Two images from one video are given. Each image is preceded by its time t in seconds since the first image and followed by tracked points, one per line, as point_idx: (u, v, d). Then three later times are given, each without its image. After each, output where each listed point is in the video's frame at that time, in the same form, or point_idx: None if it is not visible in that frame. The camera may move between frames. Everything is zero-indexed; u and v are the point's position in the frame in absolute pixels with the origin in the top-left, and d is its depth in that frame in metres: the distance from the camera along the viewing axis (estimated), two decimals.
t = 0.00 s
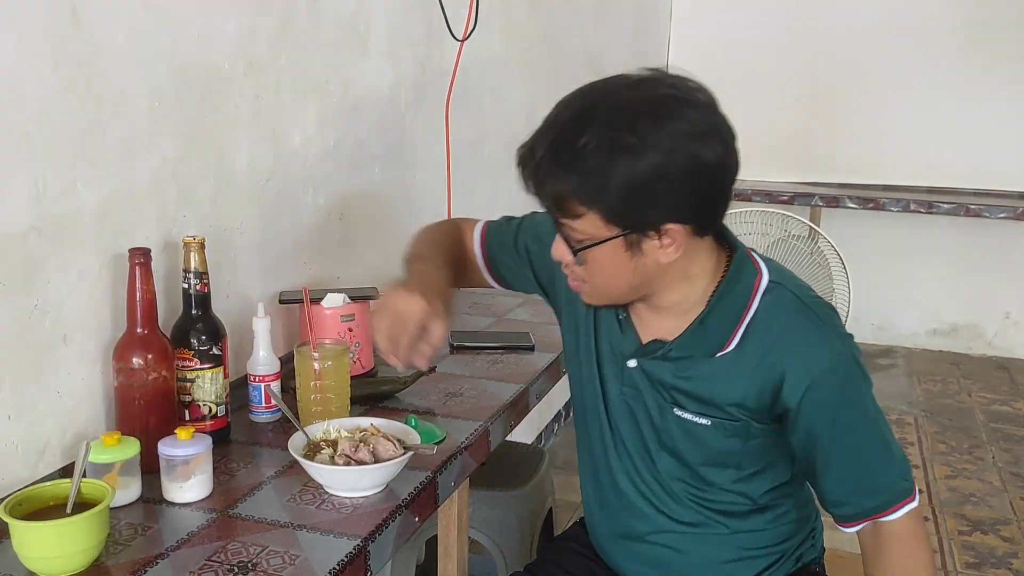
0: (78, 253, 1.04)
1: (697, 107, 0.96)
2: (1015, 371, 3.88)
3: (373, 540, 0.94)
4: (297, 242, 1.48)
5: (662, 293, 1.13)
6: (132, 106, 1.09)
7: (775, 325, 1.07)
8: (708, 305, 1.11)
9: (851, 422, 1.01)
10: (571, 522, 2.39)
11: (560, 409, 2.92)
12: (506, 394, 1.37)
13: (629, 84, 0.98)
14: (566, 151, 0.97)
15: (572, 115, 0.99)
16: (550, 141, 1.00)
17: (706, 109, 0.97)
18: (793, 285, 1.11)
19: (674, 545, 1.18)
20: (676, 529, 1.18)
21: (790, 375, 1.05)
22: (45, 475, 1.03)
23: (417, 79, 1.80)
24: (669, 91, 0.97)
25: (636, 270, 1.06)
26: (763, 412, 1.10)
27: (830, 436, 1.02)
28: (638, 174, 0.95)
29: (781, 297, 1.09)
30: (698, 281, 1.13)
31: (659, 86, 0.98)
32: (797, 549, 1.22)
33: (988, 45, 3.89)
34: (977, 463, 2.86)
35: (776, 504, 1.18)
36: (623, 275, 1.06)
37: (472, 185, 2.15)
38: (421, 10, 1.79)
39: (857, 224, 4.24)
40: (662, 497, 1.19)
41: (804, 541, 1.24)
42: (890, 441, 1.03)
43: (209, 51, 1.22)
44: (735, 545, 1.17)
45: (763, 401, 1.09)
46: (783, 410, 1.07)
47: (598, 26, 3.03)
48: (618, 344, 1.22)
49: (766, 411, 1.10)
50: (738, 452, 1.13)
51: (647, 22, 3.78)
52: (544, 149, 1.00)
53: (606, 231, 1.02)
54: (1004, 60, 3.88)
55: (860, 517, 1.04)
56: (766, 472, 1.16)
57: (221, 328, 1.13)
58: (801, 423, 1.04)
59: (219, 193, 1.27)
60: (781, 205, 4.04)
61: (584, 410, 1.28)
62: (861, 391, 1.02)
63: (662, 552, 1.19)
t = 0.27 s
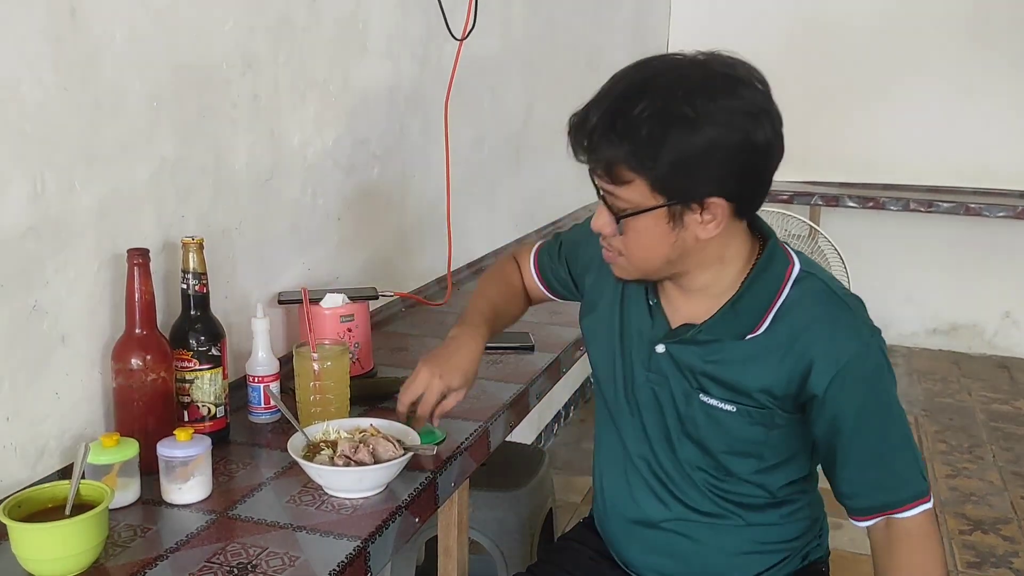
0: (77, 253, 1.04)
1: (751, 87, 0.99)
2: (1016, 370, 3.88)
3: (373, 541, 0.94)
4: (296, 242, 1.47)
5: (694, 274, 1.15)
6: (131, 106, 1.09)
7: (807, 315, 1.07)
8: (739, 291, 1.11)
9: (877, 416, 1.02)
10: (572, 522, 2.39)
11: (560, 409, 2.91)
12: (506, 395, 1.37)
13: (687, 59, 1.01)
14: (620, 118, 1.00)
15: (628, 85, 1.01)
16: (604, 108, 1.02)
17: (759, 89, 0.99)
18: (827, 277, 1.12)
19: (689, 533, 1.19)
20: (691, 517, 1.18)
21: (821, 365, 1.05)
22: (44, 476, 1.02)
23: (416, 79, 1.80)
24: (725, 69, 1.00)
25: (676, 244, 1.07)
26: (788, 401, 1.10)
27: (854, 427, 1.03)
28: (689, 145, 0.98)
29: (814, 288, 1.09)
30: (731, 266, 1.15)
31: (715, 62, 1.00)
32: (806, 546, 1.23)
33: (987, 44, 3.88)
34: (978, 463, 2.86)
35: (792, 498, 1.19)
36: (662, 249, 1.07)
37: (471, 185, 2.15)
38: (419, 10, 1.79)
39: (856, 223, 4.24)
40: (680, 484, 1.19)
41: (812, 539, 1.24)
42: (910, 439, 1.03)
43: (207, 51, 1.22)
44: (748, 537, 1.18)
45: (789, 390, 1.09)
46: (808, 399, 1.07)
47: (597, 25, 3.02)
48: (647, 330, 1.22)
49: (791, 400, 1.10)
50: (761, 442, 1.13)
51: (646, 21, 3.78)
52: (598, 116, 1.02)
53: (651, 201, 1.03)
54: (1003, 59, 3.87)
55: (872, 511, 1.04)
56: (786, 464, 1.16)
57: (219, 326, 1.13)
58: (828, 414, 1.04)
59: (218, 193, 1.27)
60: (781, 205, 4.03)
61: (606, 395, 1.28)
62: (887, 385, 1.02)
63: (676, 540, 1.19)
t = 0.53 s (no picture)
0: (76, 254, 1.03)
1: (771, 75, 1.02)
2: (1015, 369, 3.88)
3: (374, 542, 0.93)
4: (296, 243, 1.47)
5: (710, 265, 1.15)
6: (130, 107, 1.09)
7: (820, 307, 1.09)
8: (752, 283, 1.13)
9: (887, 405, 1.03)
10: (572, 522, 2.38)
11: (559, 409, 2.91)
12: (506, 395, 1.37)
13: (708, 49, 1.03)
14: (649, 105, 1.00)
15: (651, 74, 1.02)
16: (632, 96, 1.02)
17: (778, 77, 1.02)
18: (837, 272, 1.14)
19: (698, 526, 1.18)
20: (700, 510, 1.18)
21: (833, 355, 1.06)
22: (44, 478, 1.02)
23: (415, 79, 1.80)
24: (746, 58, 1.02)
25: (704, 230, 1.07)
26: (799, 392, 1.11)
27: (865, 416, 1.04)
28: (720, 128, 0.99)
29: (825, 281, 1.11)
30: (746, 257, 1.16)
31: (734, 52, 1.03)
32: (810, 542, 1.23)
33: (985, 43, 3.88)
34: (978, 462, 2.86)
35: (799, 492, 1.19)
36: (690, 236, 1.07)
37: (470, 185, 2.15)
38: (419, 10, 1.79)
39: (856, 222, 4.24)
40: (690, 477, 1.19)
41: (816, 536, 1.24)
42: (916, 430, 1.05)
43: (206, 51, 1.21)
44: (756, 531, 1.17)
45: (801, 380, 1.10)
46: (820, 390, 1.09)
47: (596, 25, 3.02)
48: (659, 322, 1.22)
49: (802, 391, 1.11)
50: (773, 434, 1.14)
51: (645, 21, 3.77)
52: (624, 105, 1.03)
53: (682, 185, 1.03)
54: (1002, 58, 3.87)
55: (879, 501, 1.05)
56: (795, 457, 1.16)
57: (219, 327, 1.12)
58: (840, 404, 1.06)
59: (217, 194, 1.26)
60: (780, 204, 4.03)
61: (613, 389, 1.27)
62: (896, 376, 1.04)
63: (685, 534, 1.19)
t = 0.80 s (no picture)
0: (75, 255, 1.03)
1: (773, 79, 1.02)
2: (1014, 368, 3.88)
3: (374, 543, 0.93)
4: (294, 243, 1.46)
5: (712, 268, 1.16)
6: (129, 107, 1.08)
7: (816, 308, 1.10)
8: (749, 285, 1.13)
9: (884, 404, 1.04)
10: (572, 523, 2.38)
11: (558, 409, 2.91)
12: (505, 395, 1.37)
13: (709, 55, 1.03)
14: (656, 117, 1.00)
15: (656, 82, 1.02)
16: (637, 107, 1.02)
17: (779, 81, 1.03)
18: (833, 273, 1.15)
19: (695, 525, 1.18)
20: (697, 510, 1.18)
21: (829, 355, 1.07)
22: (42, 480, 1.02)
23: (414, 79, 1.79)
24: (748, 63, 1.02)
25: (709, 238, 1.08)
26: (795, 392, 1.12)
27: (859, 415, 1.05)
28: (728, 138, 1.00)
29: (821, 282, 1.12)
30: (746, 259, 1.17)
31: (734, 57, 1.03)
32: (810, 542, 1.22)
33: (984, 42, 3.88)
34: (977, 461, 2.86)
35: (797, 492, 1.19)
36: (695, 244, 1.08)
37: (469, 185, 2.14)
38: (418, 10, 1.78)
39: (855, 222, 4.24)
40: (686, 477, 1.19)
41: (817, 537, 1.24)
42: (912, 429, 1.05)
43: (205, 51, 1.21)
44: (753, 530, 1.18)
45: (797, 381, 1.11)
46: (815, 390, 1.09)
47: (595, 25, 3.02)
48: (656, 323, 1.22)
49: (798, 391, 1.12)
50: (769, 434, 1.14)
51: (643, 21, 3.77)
52: (630, 117, 1.02)
53: (689, 197, 1.04)
54: (1001, 58, 3.87)
55: (876, 500, 1.05)
56: (792, 457, 1.17)
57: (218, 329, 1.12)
58: (836, 404, 1.06)
59: (216, 194, 1.26)
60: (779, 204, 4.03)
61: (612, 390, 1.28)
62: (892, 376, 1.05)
63: (683, 534, 1.19)
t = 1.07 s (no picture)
0: (73, 256, 1.03)
1: (743, 78, 1.00)
2: (1014, 367, 3.88)
3: (374, 545, 0.93)
4: (293, 244, 1.46)
5: (692, 273, 1.13)
6: (127, 108, 1.08)
7: (803, 309, 1.09)
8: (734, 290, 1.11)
9: (874, 400, 1.05)
10: (571, 523, 2.38)
11: (558, 409, 2.91)
12: (505, 396, 1.36)
13: (676, 55, 1.00)
14: (625, 121, 0.97)
15: (623, 85, 0.99)
16: (607, 112, 0.99)
17: (749, 79, 1.01)
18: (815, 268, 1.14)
19: (696, 537, 1.17)
20: (696, 521, 1.17)
21: (819, 356, 1.07)
22: (40, 482, 1.01)
23: (414, 80, 1.79)
24: (716, 62, 1.00)
25: (686, 244, 1.06)
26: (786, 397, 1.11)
27: (852, 416, 1.05)
28: (700, 139, 0.97)
29: (805, 280, 1.11)
30: (726, 262, 1.15)
31: (701, 56, 1.01)
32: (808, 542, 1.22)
33: (983, 41, 3.88)
34: (977, 460, 2.86)
35: (793, 494, 1.18)
36: (672, 250, 1.06)
37: (469, 185, 2.14)
38: (417, 10, 1.78)
39: (855, 221, 4.24)
40: (683, 489, 1.17)
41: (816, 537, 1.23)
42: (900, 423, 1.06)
43: (204, 51, 1.21)
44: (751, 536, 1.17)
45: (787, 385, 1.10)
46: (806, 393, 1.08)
47: (594, 24, 3.02)
48: (640, 335, 1.18)
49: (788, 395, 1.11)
50: (761, 440, 1.13)
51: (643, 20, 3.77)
52: (598, 122, 1.00)
53: (663, 203, 1.02)
54: (1000, 57, 3.87)
55: (871, 496, 1.06)
56: (784, 461, 1.16)
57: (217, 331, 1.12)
58: (829, 404, 1.06)
59: (215, 194, 1.26)
60: (778, 203, 4.03)
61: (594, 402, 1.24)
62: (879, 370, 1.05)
63: (684, 547, 1.17)
